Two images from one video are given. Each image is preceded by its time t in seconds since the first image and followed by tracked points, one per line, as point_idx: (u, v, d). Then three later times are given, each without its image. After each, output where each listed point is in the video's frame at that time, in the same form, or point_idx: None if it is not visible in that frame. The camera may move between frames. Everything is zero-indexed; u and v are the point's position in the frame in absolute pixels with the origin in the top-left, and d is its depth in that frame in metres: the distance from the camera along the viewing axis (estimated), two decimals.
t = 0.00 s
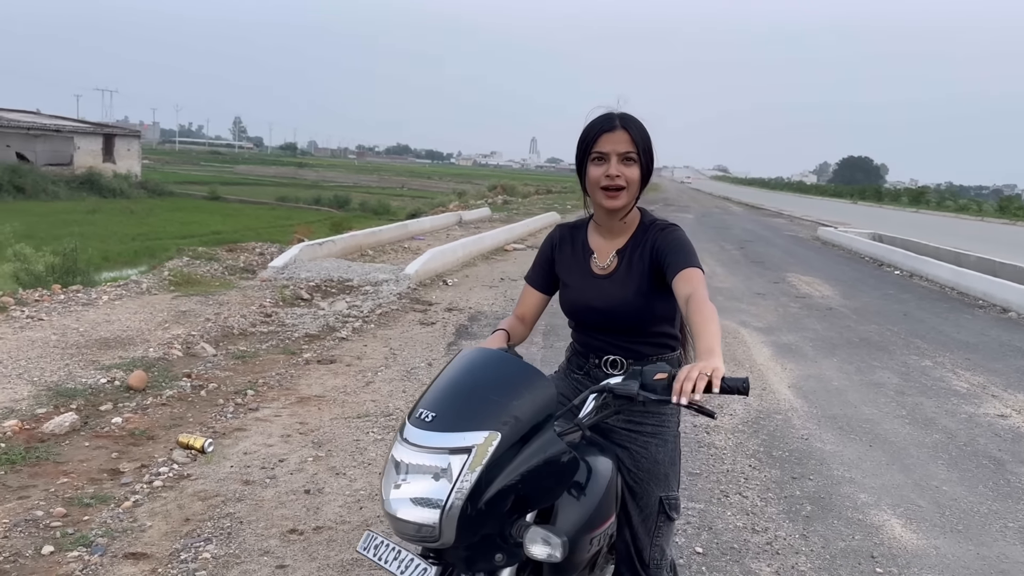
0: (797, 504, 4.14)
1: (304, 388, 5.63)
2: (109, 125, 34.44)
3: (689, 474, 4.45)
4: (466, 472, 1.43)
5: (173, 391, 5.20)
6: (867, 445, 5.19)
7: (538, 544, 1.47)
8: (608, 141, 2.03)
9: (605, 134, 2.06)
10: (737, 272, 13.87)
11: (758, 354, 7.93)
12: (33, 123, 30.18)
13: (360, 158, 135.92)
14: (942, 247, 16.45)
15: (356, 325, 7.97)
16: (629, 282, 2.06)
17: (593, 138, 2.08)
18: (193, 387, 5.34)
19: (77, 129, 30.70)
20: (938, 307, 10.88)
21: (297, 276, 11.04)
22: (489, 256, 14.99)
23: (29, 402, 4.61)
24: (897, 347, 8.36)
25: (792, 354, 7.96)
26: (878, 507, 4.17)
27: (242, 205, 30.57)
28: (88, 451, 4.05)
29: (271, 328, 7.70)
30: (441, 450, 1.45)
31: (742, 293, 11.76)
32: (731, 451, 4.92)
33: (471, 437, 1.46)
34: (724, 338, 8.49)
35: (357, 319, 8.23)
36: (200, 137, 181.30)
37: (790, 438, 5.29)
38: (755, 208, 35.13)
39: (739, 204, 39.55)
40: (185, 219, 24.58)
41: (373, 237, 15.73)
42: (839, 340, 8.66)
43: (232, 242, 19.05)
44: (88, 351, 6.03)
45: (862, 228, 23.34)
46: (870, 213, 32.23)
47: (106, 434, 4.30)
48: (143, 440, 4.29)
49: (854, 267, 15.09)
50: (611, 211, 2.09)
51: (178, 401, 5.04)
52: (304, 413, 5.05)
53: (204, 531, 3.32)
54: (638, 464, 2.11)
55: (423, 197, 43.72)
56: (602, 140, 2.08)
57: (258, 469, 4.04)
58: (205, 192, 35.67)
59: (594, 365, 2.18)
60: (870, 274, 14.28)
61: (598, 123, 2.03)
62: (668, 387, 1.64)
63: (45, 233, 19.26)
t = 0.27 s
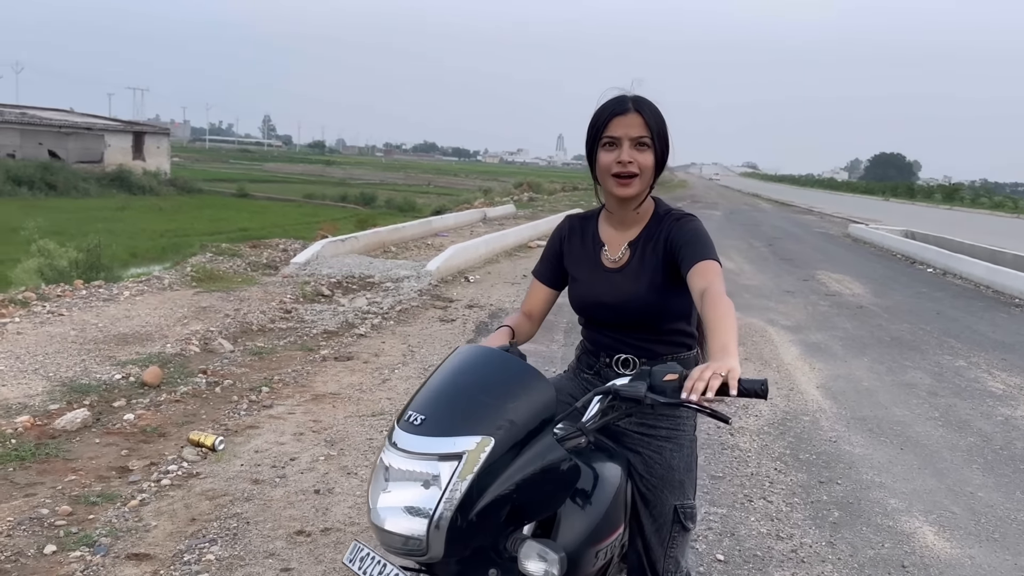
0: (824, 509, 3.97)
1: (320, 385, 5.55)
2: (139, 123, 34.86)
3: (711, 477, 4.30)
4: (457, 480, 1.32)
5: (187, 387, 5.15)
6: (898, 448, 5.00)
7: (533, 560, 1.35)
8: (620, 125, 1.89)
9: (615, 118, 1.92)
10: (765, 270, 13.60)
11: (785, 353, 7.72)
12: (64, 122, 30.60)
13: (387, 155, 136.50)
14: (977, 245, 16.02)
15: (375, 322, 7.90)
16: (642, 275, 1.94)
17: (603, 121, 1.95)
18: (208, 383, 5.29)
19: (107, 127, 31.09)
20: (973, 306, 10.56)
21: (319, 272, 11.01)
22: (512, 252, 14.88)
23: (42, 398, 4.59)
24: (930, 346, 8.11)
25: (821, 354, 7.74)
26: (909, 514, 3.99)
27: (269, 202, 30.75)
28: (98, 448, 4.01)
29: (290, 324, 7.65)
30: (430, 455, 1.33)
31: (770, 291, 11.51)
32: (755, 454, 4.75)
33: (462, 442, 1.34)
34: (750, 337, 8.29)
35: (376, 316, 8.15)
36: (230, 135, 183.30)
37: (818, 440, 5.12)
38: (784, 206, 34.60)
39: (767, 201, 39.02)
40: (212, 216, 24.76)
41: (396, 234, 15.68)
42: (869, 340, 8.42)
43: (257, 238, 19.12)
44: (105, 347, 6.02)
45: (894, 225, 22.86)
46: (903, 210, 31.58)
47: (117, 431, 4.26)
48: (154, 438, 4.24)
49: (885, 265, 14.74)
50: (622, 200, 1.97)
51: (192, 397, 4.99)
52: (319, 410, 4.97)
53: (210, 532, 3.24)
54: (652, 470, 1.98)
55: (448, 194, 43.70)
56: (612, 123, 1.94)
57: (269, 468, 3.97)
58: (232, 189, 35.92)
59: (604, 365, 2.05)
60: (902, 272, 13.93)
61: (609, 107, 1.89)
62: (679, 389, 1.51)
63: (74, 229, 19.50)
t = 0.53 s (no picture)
0: (863, 529, 3.74)
1: (339, 389, 5.42)
2: (174, 121, 35.28)
3: (741, 492, 4.09)
4: (443, 529, 1.14)
5: (204, 390, 5.06)
6: (941, 462, 4.73)
7: None
8: (639, 120, 1.69)
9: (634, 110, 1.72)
10: (800, 271, 13.24)
11: (821, 357, 7.44)
12: (101, 120, 31.05)
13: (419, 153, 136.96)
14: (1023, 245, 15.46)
15: (398, 322, 7.77)
16: (663, 286, 1.75)
17: (620, 114, 1.75)
18: (225, 386, 5.20)
19: (143, 125, 31.49)
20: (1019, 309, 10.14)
21: (344, 271, 10.92)
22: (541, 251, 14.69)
23: (56, 401, 4.52)
24: (974, 352, 7.76)
25: (858, 359, 7.45)
26: (954, 535, 3.74)
27: (301, 200, 30.90)
28: (107, 454, 3.92)
29: (312, 324, 7.55)
30: (413, 499, 1.16)
31: (805, 292, 11.18)
32: (789, 467, 4.52)
33: (449, 485, 1.17)
34: (784, 341, 8.01)
35: (399, 317, 8.03)
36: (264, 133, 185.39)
37: (855, 453, 4.87)
38: (820, 203, 33.92)
39: (803, 198, 38.32)
40: (244, 213, 24.92)
41: (424, 232, 15.58)
42: (909, 344, 8.10)
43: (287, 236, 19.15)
44: (124, 348, 5.96)
45: (935, 224, 22.23)
46: (944, 209, 30.76)
47: (128, 437, 4.17)
48: (166, 444, 4.14)
49: (926, 266, 14.28)
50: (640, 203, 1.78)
51: (208, 401, 4.90)
52: (335, 416, 4.84)
53: (214, 546, 3.12)
54: (675, 502, 1.80)
55: (479, 191, 43.60)
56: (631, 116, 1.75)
57: (280, 477, 3.84)
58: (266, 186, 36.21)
59: (622, 385, 1.87)
60: (943, 273, 13.48)
61: (627, 98, 1.69)
62: (703, 422, 1.32)
63: (108, 227, 19.71)
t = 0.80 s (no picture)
0: (901, 553, 3.54)
1: (359, 394, 5.32)
2: (212, 121, 35.72)
3: (772, 511, 3.90)
4: None
5: (223, 395, 5.00)
6: (985, 480, 4.50)
7: None
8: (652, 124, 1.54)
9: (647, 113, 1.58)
10: (838, 273, 12.89)
11: (859, 365, 7.17)
12: (141, 120, 31.54)
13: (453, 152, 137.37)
14: None
15: (423, 325, 7.67)
16: (679, 305, 1.60)
17: (634, 117, 1.61)
18: (245, 391, 5.13)
19: (181, 125, 31.93)
20: None
21: (373, 272, 10.87)
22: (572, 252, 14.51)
23: (73, 405, 4.49)
24: (1021, 361, 7.43)
25: (897, 367, 7.17)
26: (998, 561, 3.53)
27: (335, 199, 31.08)
28: (120, 461, 3.86)
29: (337, 326, 7.48)
30: (382, 555, 1.03)
31: (843, 296, 10.86)
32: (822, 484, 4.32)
33: (423, 540, 1.04)
34: (820, 348, 7.75)
35: (424, 319, 7.92)
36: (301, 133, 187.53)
37: (893, 469, 4.64)
38: (860, 204, 33.22)
39: (842, 199, 37.59)
40: (279, 213, 25.10)
41: (454, 232, 15.49)
42: (951, 352, 7.79)
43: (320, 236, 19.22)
44: (147, 350, 5.94)
45: (980, 226, 21.59)
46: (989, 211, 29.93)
47: (143, 443, 4.11)
48: (180, 450, 4.07)
49: (970, 269, 13.83)
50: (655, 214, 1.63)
51: (226, 406, 4.83)
52: (354, 422, 4.73)
53: (220, 561, 3.02)
54: (690, 540, 1.64)
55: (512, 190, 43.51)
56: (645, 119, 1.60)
57: (292, 488, 3.74)
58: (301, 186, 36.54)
59: (634, 412, 1.72)
60: (989, 277, 13.03)
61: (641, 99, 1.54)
62: (715, 468, 1.16)
63: (144, 225, 19.96)
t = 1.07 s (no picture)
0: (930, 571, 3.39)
1: (376, 396, 5.25)
2: (249, 120, 36.13)
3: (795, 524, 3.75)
4: None
5: (239, 394, 4.96)
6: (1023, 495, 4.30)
7: None
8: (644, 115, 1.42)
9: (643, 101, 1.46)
10: (876, 276, 12.56)
11: (893, 371, 6.93)
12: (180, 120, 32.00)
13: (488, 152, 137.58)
14: None
15: (446, 326, 7.59)
16: (676, 313, 1.49)
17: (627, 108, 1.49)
18: (261, 391, 5.09)
19: (219, 125, 32.34)
20: None
21: (400, 272, 10.83)
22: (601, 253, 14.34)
23: (89, 403, 4.49)
24: None
25: (934, 374, 6.92)
26: None
27: (369, 198, 31.25)
28: (130, 461, 3.84)
29: (359, 326, 7.43)
30: None
31: (880, 299, 10.56)
32: (850, 496, 4.16)
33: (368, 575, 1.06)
34: (853, 352, 7.51)
35: (448, 320, 7.84)
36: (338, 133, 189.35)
37: (925, 481, 4.45)
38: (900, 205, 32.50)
39: (882, 199, 36.81)
40: (314, 212, 25.28)
41: (484, 232, 15.41)
42: (991, 358, 7.51)
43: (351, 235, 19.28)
44: (168, 348, 5.94)
45: None
46: None
47: (155, 442, 4.08)
48: (192, 450, 4.04)
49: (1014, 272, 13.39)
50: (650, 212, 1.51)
51: (242, 405, 4.79)
52: (368, 425, 4.66)
53: (221, 567, 2.97)
54: (688, 565, 1.53)
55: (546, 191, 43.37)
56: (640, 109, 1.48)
57: (301, 491, 3.67)
58: (336, 185, 36.80)
59: (629, 427, 1.61)
60: None
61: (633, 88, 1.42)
62: (697, 498, 1.05)
63: (181, 224, 20.22)
